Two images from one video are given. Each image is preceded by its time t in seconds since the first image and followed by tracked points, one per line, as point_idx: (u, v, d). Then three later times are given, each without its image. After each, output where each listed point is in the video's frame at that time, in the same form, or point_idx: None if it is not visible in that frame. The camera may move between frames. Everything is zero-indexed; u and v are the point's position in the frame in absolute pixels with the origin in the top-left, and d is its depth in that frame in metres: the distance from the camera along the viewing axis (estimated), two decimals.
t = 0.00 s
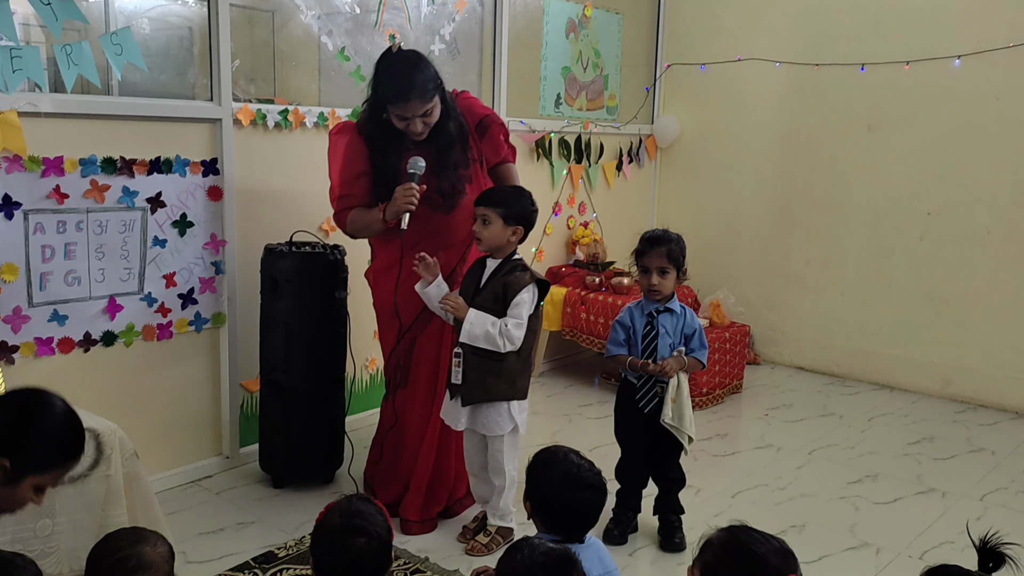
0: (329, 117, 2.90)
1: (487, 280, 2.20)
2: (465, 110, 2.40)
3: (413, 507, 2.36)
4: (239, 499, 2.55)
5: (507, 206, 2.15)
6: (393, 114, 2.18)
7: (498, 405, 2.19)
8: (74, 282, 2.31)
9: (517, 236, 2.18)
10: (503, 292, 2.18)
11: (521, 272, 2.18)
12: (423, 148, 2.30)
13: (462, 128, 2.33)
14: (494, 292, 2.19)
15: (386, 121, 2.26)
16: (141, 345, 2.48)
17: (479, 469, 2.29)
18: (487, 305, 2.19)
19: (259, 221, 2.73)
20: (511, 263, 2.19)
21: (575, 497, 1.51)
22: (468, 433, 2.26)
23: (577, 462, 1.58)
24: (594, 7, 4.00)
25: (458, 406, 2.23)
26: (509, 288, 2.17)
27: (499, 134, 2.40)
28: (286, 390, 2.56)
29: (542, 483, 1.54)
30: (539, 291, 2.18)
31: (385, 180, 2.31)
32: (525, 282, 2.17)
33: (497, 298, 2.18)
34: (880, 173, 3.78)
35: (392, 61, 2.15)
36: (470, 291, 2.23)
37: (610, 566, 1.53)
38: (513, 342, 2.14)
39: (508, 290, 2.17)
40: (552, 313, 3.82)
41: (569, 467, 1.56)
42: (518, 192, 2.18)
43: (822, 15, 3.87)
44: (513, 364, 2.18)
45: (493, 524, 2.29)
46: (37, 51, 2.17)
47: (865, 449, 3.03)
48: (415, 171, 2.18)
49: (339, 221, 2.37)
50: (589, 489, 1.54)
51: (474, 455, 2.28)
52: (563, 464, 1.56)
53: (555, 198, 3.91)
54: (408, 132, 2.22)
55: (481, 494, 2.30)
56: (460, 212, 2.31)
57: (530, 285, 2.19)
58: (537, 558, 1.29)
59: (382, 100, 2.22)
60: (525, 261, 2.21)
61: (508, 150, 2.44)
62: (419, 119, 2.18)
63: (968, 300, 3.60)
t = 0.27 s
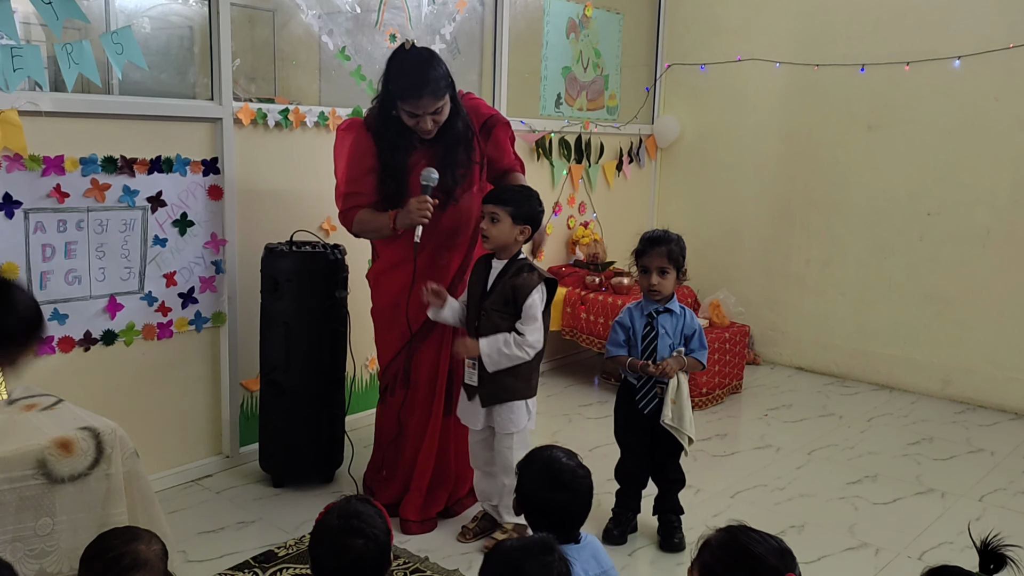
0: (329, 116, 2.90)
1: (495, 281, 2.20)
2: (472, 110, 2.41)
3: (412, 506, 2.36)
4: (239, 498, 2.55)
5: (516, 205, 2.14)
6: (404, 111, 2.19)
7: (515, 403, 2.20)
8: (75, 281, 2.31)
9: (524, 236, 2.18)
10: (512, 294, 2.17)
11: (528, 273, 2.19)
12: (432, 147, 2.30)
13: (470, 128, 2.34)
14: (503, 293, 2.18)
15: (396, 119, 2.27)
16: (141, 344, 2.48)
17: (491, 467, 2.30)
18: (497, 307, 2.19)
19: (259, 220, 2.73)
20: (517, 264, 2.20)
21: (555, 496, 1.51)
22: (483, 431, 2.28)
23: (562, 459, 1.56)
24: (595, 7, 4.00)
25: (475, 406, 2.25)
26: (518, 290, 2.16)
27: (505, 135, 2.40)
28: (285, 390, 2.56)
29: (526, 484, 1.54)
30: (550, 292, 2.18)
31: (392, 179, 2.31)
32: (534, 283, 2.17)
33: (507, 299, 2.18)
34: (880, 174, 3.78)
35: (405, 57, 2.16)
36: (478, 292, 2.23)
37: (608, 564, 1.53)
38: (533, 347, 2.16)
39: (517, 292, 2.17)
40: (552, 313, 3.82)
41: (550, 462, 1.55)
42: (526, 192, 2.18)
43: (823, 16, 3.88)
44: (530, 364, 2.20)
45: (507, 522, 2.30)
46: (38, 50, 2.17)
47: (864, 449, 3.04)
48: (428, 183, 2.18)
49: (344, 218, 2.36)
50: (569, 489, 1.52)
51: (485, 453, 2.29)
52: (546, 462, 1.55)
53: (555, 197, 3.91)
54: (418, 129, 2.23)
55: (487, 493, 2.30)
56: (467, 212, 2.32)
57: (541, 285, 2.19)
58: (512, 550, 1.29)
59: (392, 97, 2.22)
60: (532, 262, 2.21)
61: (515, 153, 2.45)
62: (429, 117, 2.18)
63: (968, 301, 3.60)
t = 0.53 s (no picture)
0: (331, 119, 2.90)
1: (508, 284, 2.18)
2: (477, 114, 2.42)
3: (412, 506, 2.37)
4: (239, 499, 2.56)
5: (531, 210, 2.12)
6: (416, 114, 2.19)
7: (524, 408, 2.17)
8: (77, 282, 2.32)
9: (536, 240, 2.16)
10: (526, 298, 2.15)
11: (542, 276, 2.16)
12: (439, 150, 2.31)
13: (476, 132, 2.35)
14: (515, 295, 2.16)
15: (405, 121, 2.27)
16: (143, 345, 2.49)
17: (497, 470, 2.27)
18: (509, 310, 2.17)
19: (261, 222, 2.74)
20: (531, 267, 2.17)
21: (547, 499, 1.52)
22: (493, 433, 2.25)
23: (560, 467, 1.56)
24: (596, 10, 4.01)
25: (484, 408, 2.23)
26: (532, 293, 2.14)
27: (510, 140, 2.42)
28: (286, 391, 2.57)
29: (519, 485, 1.55)
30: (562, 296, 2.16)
31: (400, 182, 2.30)
32: (547, 287, 2.15)
33: (517, 302, 2.15)
34: (880, 177, 3.79)
35: (418, 61, 2.16)
36: (491, 295, 2.20)
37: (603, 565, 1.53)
38: (542, 348, 2.13)
39: (531, 295, 2.15)
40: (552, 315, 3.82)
41: (542, 465, 1.55)
42: (538, 194, 2.16)
43: (824, 19, 3.88)
44: (542, 368, 2.17)
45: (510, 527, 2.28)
46: (41, 51, 2.18)
47: (863, 453, 3.04)
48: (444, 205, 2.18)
49: (351, 221, 2.33)
50: (561, 491, 1.52)
51: (491, 455, 2.27)
52: (542, 463, 1.56)
53: (556, 199, 3.92)
54: (429, 132, 2.23)
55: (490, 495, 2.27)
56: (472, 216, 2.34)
57: (554, 289, 2.16)
58: (501, 534, 1.31)
59: (403, 99, 2.22)
60: (546, 266, 2.19)
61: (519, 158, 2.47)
62: (441, 120, 2.19)
63: (968, 305, 3.60)
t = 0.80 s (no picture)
0: (347, 119, 2.93)
1: (526, 283, 2.19)
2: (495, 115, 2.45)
3: (427, 503, 2.39)
4: (254, 494, 2.59)
5: (552, 212, 2.14)
6: (438, 115, 2.21)
7: (542, 407, 2.17)
8: (96, 278, 2.35)
9: (558, 242, 2.19)
10: (544, 295, 2.17)
11: (560, 274, 2.18)
12: (460, 150, 2.33)
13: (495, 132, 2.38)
14: (534, 293, 2.17)
15: (426, 122, 2.28)
16: (160, 341, 2.52)
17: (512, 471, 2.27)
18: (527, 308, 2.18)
19: (277, 220, 2.77)
20: (549, 266, 2.19)
21: (571, 508, 1.49)
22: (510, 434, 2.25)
23: (583, 474, 1.55)
24: (610, 12, 4.02)
25: (501, 407, 2.23)
26: (550, 291, 2.16)
27: (527, 141, 2.44)
28: (301, 387, 2.59)
29: (538, 489, 1.54)
30: (578, 294, 2.18)
31: (420, 182, 2.31)
32: (565, 286, 2.17)
33: (535, 299, 2.17)
34: (894, 180, 3.78)
35: (440, 63, 2.18)
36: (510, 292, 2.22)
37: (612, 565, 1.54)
38: (554, 343, 2.13)
39: (548, 292, 2.16)
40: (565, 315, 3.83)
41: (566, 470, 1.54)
42: (560, 196, 2.18)
43: (839, 21, 3.87)
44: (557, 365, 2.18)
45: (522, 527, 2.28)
46: (63, 51, 2.21)
47: (875, 456, 3.04)
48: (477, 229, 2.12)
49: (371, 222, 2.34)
50: (587, 501, 1.50)
51: (507, 457, 2.26)
52: (559, 464, 1.56)
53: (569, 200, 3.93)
54: (450, 133, 2.25)
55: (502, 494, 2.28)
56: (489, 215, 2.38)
57: (571, 288, 2.18)
58: (513, 519, 1.33)
59: (425, 100, 2.24)
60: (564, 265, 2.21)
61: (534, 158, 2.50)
62: (463, 122, 2.21)
63: (981, 309, 3.59)
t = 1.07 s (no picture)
0: (374, 117, 2.96)
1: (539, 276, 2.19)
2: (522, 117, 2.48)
3: (446, 499, 2.42)
4: (277, 487, 2.63)
5: (565, 211, 2.17)
6: (466, 115, 2.23)
7: (555, 398, 2.19)
8: (127, 271, 2.40)
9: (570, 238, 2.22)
10: (558, 285, 2.17)
11: (572, 266, 2.19)
12: (488, 151, 2.35)
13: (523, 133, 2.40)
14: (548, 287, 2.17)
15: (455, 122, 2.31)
16: (188, 334, 2.57)
17: (524, 464, 2.29)
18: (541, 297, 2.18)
19: (304, 218, 2.81)
20: (560, 259, 2.20)
21: (598, 512, 1.50)
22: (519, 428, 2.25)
23: (612, 477, 1.55)
24: (636, 13, 4.02)
25: (513, 402, 2.22)
26: (565, 282, 2.17)
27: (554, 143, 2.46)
28: (324, 381, 2.62)
29: (568, 489, 1.54)
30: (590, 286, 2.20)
31: (449, 182, 2.34)
32: (578, 278, 2.20)
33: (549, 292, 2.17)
34: (919, 184, 3.75)
35: (468, 63, 2.21)
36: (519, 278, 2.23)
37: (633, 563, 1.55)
38: (571, 328, 2.14)
39: (564, 283, 2.17)
40: (586, 314, 3.85)
41: (595, 473, 1.54)
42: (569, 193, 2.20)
43: (866, 23, 3.86)
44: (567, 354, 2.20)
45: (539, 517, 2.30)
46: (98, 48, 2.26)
47: (896, 461, 3.03)
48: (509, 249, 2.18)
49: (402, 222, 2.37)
50: (613, 504, 1.51)
51: (520, 451, 2.28)
52: (588, 462, 1.57)
53: (592, 200, 3.95)
54: (478, 132, 2.28)
55: (518, 490, 2.31)
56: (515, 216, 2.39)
57: (582, 281, 2.21)
58: (536, 521, 1.35)
59: (454, 100, 2.27)
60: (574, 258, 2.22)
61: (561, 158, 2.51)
62: (490, 121, 2.24)
63: (1007, 315, 3.56)
